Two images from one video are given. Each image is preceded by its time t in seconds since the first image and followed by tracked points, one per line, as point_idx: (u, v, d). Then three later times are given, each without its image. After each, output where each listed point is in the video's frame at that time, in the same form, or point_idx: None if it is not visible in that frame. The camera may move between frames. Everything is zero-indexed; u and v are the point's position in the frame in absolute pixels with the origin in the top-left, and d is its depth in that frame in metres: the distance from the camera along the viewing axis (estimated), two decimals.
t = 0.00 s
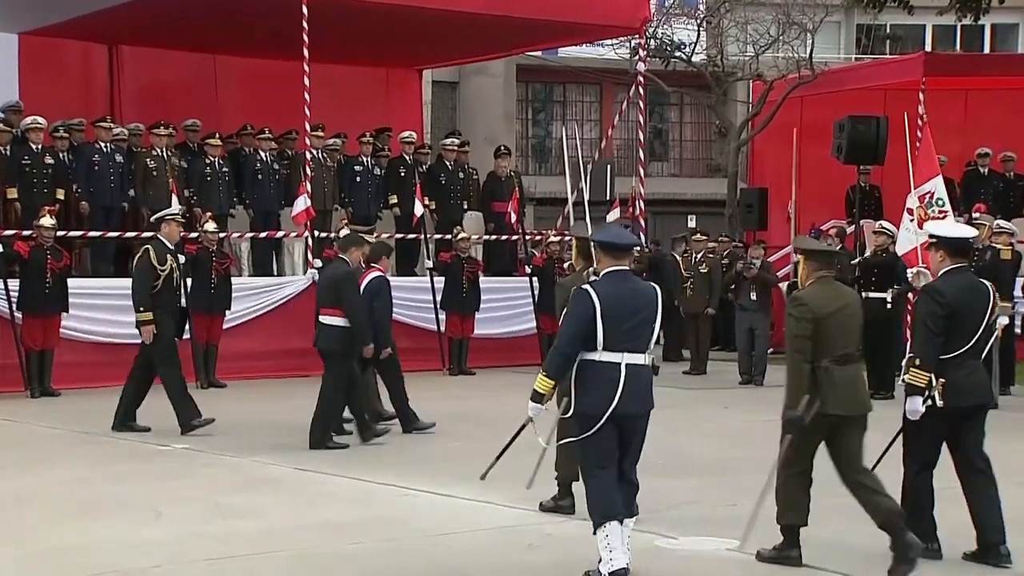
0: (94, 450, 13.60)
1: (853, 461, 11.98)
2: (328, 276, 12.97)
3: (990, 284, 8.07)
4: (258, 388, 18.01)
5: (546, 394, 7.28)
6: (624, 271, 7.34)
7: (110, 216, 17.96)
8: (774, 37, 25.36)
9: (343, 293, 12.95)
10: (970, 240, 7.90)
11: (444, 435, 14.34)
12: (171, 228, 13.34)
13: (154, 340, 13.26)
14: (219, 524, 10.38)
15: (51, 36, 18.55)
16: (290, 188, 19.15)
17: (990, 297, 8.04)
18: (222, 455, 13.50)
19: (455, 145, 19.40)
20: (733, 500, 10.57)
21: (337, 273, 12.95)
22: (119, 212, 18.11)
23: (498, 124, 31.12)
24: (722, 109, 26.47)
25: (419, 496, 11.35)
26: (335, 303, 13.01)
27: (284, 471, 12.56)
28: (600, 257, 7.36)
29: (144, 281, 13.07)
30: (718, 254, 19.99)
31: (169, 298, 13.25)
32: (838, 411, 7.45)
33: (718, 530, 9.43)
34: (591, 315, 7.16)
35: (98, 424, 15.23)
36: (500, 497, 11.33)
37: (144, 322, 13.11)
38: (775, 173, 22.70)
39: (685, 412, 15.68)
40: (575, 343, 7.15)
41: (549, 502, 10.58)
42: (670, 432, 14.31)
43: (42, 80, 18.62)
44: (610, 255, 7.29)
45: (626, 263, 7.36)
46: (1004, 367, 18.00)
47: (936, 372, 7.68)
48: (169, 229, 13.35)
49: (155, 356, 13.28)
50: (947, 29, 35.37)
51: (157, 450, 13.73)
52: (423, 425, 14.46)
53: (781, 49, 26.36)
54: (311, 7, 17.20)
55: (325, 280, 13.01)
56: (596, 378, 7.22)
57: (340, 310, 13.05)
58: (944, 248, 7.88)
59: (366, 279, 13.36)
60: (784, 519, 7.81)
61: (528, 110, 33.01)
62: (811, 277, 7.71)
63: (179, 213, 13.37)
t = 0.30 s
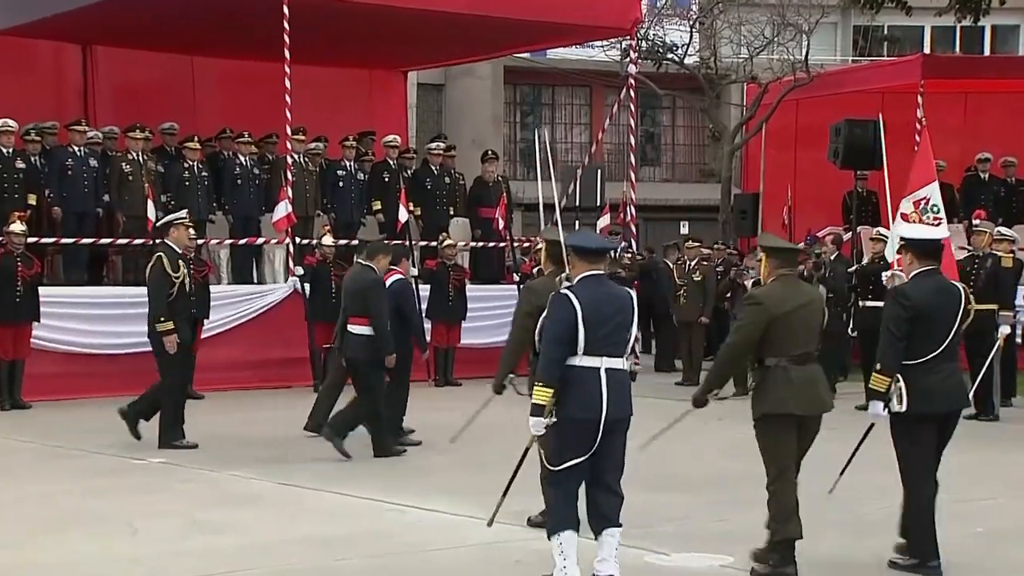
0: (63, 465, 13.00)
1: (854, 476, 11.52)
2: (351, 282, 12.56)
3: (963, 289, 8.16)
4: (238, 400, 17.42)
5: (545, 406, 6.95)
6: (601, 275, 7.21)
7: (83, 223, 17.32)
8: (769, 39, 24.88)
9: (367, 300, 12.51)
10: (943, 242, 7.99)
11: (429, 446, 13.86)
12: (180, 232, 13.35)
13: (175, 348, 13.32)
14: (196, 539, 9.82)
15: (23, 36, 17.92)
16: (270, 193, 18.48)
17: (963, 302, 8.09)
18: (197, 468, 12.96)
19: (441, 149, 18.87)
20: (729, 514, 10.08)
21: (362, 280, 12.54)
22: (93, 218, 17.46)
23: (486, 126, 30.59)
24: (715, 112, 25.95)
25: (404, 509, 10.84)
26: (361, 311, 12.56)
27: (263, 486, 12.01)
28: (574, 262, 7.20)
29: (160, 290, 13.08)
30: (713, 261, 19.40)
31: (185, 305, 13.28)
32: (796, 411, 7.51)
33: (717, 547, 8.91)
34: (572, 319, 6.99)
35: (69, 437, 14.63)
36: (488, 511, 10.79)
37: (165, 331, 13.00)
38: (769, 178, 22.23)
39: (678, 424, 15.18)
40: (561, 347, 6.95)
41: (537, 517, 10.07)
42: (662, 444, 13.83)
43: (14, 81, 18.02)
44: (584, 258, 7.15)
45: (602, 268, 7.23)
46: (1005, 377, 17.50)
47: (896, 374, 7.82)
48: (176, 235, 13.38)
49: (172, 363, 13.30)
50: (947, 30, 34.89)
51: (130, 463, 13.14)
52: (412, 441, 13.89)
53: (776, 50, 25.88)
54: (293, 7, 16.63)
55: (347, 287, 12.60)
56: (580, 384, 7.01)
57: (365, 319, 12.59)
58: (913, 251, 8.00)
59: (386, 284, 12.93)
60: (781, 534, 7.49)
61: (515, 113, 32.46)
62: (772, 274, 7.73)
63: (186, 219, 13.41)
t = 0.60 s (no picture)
0: (16, 482, 12.31)
1: (841, 492, 11.02)
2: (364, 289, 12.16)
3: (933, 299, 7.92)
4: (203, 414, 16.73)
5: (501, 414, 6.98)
6: (568, 283, 7.14)
7: (41, 228, 16.52)
8: (752, 40, 24.39)
9: (378, 310, 12.11)
10: (908, 252, 7.82)
11: (401, 460, 13.29)
12: (180, 241, 12.71)
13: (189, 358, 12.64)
14: (157, 559, 9.19)
15: None
16: (236, 198, 17.92)
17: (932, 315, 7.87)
18: (159, 482, 12.35)
19: (414, 153, 18.20)
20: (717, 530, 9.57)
21: (376, 290, 12.15)
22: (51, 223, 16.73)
23: (460, 130, 29.96)
24: (697, 114, 25.46)
25: (376, 526, 10.26)
26: (371, 320, 12.15)
27: (229, 502, 11.40)
28: (541, 270, 7.15)
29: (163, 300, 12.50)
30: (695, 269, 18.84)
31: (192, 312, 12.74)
32: (749, 425, 7.48)
33: (708, 568, 8.37)
34: (536, 328, 6.94)
35: (25, 452, 13.94)
36: (463, 527, 10.20)
37: (175, 341, 12.49)
38: (752, 182, 21.69)
39: (661, 436, 14.62)
40: (522, 355, 6.91)
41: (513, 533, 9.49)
42: (642, 457, 13.30)
43: None
44: (549, 267, 7.11)
45: (570, 275, 7.16)
46: (994, 388, 16.95)
47: (860, 387, 7.67)
48: (178, 243, 12.73)
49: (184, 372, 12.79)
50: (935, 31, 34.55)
51: (90, 479, 12.47)
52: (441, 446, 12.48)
53: (759, 52, 25.41)
54: (261, 6, 15.99)
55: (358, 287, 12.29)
56: (543, 392, 6.98)
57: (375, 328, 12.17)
58: (879, 261, 7.83)
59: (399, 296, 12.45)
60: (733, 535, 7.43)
61: (490, 116, 31.96)
62: (732, 285, 7.74)
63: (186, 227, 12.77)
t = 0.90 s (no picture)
0: None
1: (825, 501, 10.45)
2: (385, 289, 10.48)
3: (890, 296, 7.67)
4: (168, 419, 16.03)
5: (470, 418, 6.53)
6: (522, 285, 6.83)
7: None
8: (733, 32, 23.79)
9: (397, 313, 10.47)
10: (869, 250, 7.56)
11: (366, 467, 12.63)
12: (180, 237, 11.90)
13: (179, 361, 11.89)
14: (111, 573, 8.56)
15: None
16: (198, 194, 17.23)
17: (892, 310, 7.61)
18: (117, 491, 11.65)
19: (383, 147, 17.61)
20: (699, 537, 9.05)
21: (394, 292, 10.45)
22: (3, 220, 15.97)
23: (430, 123, 29.26)
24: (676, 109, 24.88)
25: (344, 535, 9.71)
26: (391, 322, 10.53)
27: (192, 511, 10.75)
28: (493, 271, 6.83)
29: (162, 297, 11.73)
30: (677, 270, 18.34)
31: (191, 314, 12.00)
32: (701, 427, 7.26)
33: None
34: (496, 329, 6.59)
35: None
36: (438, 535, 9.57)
37: (167, 341, 11.72)
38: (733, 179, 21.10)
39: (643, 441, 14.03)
40: (484, 356, 6.56)
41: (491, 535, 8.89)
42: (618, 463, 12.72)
43: None
44: (503, 268, 6.78)
45: (523, 277, 6.84)
46: (981, 391, 16.39)
47: (825, 385, 7.36)
48: (178, 239, 11.94)
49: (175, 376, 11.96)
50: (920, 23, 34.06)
51: (44, 488, 11.77)
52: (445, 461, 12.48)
53: (740, 44, 24.81)
54: None
55: (357, 290, 12.29)
56: (503, 396, 6.62)
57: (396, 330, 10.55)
58: (839, 258, 7.56)
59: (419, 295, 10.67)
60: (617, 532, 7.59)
61: (462, 109, 31.21)
62: (671, 286, 7.46)
63: (188, 223, 11.93)
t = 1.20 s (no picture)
0: None
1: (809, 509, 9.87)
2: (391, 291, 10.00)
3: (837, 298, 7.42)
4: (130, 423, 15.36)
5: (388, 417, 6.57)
6: (461, 283, 6.80)
7: None
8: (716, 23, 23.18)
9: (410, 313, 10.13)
10: (821, 250, 7.29)
11: (333, 474, 12.00)
12: (182, 235, 11.45)
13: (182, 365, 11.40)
14: None
15: None
16: (161, 191, 16.54)
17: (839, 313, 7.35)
18: (71, 499, 11.02)
19: (354, 143, 16.94)
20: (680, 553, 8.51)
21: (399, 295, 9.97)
22: None
23: (404, 117, 28.73)
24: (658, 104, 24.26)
25: (310, 546, 9.13)
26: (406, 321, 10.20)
27: (151, 520, 10.13)
28: (435, 269, 6.79)
29: (166, 299, 11.30)
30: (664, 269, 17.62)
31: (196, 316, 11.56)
32: (626, 424, 7.28)
33: None
34: (429, 329, 6.59)
35: None
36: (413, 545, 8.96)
37: (170, 344, 11.27)
38: (717, 177, 20.53)
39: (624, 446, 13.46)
40: (413, 357, 6.56)
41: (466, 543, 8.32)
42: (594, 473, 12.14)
43: None
44: (444, 265, 6.75)
45: (462, 275, 6.83)
46: (974, 393, 15.89)
47: (768, 387, 7.06)
48: (181, 238, 11.50)
49: (178, 381, 11.48)
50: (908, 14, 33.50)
51: None
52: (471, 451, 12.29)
53: (724, 36, 24.16)
54: None
55: (356, 288, 11.63)
56: (433, 396, 6.61)
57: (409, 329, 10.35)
58: (788, 257, 7.27)
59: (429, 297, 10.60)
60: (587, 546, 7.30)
61: (437, 103, 30.58)
62: (606, 281, 7.53)
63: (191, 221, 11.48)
